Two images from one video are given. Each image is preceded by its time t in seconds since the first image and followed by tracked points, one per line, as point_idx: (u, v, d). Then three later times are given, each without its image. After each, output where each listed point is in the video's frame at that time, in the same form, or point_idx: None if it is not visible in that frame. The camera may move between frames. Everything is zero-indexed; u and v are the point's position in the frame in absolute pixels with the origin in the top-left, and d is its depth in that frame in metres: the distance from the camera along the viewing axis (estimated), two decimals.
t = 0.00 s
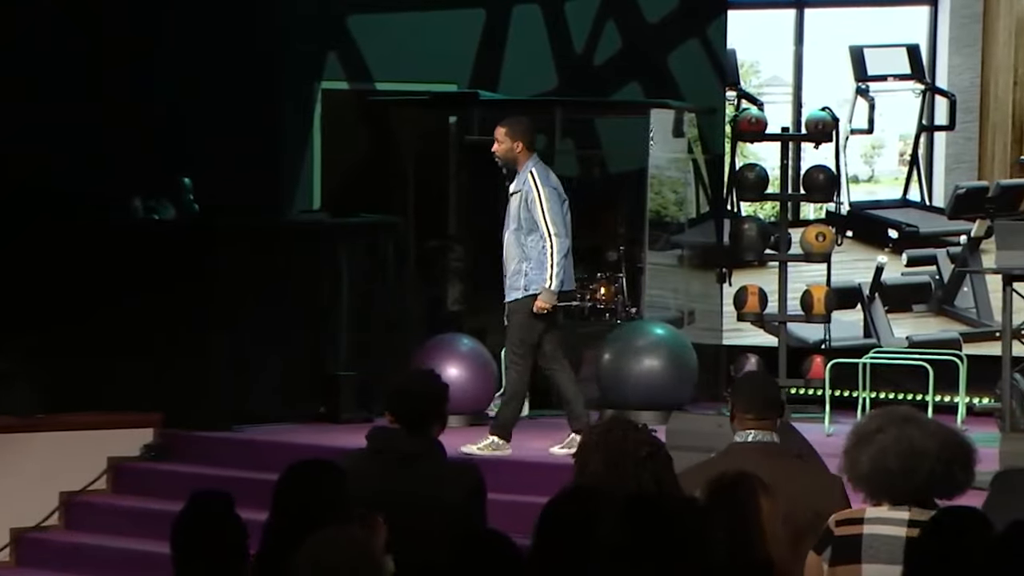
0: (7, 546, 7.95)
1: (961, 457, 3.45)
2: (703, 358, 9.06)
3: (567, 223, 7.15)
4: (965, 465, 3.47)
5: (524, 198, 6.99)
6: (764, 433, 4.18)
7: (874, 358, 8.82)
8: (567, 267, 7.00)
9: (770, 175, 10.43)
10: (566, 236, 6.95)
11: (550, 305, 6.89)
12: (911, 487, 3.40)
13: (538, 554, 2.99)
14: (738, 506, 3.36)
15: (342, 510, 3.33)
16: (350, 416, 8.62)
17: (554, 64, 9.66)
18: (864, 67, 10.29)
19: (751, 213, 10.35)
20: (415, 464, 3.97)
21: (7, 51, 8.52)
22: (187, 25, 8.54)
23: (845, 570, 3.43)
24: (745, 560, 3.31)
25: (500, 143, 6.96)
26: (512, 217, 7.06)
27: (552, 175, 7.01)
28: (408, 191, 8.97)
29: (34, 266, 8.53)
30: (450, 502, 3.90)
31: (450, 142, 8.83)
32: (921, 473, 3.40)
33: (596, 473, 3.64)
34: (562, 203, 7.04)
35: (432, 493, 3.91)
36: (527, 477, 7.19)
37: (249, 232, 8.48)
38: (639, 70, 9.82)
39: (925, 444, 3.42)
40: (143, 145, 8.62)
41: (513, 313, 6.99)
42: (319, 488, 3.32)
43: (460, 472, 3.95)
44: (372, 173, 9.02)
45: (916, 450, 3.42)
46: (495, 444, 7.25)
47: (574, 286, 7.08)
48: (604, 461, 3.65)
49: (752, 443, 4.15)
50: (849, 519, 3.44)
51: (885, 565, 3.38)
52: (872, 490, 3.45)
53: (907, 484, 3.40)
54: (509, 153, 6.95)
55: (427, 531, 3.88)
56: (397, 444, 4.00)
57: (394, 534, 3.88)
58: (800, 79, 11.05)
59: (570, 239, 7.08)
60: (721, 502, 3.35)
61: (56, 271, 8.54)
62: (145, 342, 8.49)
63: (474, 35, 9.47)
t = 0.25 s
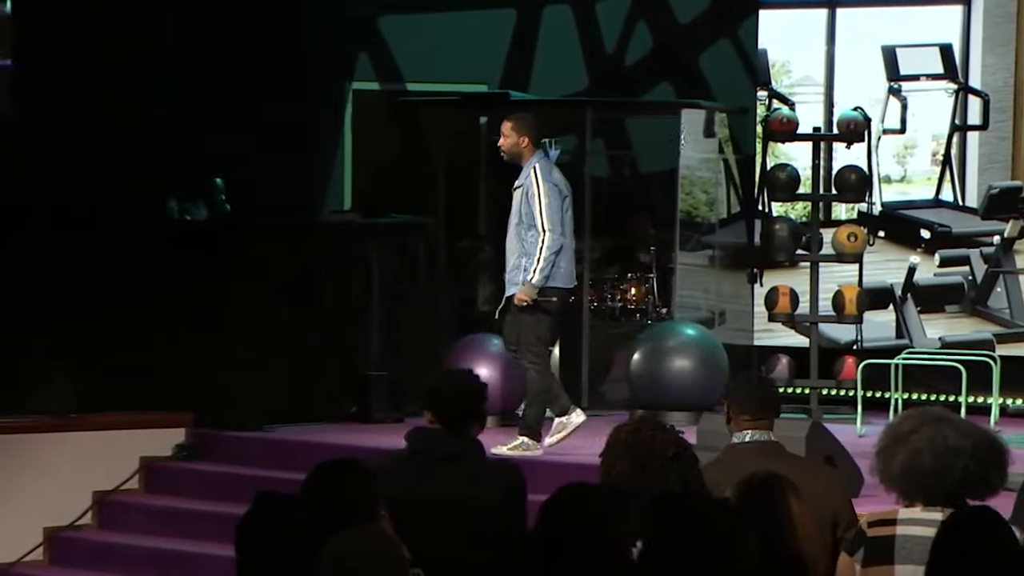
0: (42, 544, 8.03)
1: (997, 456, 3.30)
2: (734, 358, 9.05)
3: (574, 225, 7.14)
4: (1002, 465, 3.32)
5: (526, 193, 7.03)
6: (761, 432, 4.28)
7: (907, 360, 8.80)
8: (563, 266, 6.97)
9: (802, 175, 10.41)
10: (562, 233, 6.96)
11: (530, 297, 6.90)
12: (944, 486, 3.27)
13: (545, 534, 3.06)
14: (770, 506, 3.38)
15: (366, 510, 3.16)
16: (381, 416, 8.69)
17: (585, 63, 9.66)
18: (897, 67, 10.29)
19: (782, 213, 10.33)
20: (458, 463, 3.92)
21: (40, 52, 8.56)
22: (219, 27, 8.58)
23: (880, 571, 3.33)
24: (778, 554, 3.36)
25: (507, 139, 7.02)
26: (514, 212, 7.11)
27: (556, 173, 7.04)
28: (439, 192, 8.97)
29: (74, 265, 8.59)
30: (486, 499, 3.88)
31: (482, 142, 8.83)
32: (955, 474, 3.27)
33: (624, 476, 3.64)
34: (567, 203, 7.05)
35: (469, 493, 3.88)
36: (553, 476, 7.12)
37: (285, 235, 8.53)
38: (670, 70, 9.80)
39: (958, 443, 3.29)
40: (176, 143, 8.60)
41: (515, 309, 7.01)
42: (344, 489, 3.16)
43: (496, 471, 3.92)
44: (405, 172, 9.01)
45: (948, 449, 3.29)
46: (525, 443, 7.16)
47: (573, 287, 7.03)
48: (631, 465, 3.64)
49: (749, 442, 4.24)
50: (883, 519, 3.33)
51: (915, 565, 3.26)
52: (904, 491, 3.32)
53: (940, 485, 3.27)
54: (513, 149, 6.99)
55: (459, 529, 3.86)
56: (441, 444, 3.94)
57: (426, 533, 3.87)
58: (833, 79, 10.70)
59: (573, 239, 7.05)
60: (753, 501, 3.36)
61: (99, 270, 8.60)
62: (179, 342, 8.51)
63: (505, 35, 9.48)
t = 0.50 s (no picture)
0: (69, 543, 8.07)
1: None
2: (760, 359, 9.03)
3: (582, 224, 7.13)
4: None
5: (538, 190, 7.00)
6: (769, 432, 4.34)
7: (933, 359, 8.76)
8: (569, 263, 6.96)
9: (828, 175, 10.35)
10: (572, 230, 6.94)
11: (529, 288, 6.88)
12: (972, 490, 3.23)
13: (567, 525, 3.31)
14: (793, 508, 3.19)
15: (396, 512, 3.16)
16: (406, 416, 8.67)
17: (610, 64, 9.66)
18: (923, 66, 10.22)
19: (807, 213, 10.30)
20: (492, 462, 3.92)
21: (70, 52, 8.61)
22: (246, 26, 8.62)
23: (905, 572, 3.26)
24: (805, 559, 3.17)
25: (513, 137, 7.01)
26: (525, 210, 7.06)
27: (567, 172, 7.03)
28: (463, 191, 9.02)
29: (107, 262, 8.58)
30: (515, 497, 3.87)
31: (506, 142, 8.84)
32: (983, 477, 3.23)
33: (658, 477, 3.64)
34: (577, 202, 7.04)
35: (499, 493, 3.87)
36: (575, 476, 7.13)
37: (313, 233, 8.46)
38: (696, 70, 9.79)
39: (989, 447, 3.25)
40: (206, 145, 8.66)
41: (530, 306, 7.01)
42: (373, 489, 3.16)
43: (525, 470, 3.91)
44: (428, 173, 9.07)
45: (978, 452, 3.25)
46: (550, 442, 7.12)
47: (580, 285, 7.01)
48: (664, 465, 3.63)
49: (757, 443, 4.32)
50: (908, 520, 3.28)
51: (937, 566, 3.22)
52: (932, 491, 3.28)
53: (967, 488, 3.24)
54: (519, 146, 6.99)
55: (487, 528, 3.85)
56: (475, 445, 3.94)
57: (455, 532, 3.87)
58: (860, 78, 10.49)
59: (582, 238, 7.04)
60: (774, 504, 3.20)
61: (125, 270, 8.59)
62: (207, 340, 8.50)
63: (530, 35, 9.51)
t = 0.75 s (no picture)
0: (90, 543, 8.10)
1: None
2: (781, 359, 9.01)
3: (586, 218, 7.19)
4: None
5: (546, 189, 7.01)
6: (786, 434, 4.34)
7: (954, 359, 8.73)
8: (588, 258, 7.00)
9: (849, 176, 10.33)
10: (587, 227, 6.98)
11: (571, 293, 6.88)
12: (995, 492, 3.17)
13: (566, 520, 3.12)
14: (814, 509, 3.21)
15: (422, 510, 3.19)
16: (426, 416, 8.64)
17: (630, 64, 9.67)
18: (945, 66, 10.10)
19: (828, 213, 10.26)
20: (513, 462, 3.93)
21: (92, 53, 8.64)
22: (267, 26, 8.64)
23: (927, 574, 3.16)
24: (825, 561, 3.16)
25: (513, 137, 7.00)
26: (534, 209, 7.04)
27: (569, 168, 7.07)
28: (484, 192, 9.02)
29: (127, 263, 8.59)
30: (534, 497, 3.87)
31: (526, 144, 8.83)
32: (1006, 479, 3.17)
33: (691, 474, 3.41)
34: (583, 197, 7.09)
35: (518, 493, 3.88)
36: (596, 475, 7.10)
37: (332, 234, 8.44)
38: (717, 70, 9.78)
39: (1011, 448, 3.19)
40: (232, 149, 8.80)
41: (541, 304, 6.98)
42: (403, 489, 3.19)
43: (544, 471, 3.91)
44: (450, 175, 9.09)
45: (1001, 454, 3.19)
46: (570, 443, 7.15)
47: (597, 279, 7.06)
48: (699, 462, 3.43)
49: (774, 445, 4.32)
50: (930, 522, 3.17)
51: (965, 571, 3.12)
52: (953, 492, 3.20)
53: (989, 490, 3.17)
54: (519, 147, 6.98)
55: (506, 528, 3.85)
56: (497, 445, 3.95)
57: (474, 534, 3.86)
58: (881, 78, 10.41)
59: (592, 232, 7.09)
60: (796, 506, 3.20)
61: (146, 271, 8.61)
62: (226, 341, 8.48)
63: (551, 36, 9.50)
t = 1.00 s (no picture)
0: (104, 543, 8.12)
1: None
2: (795, 360, 9.01)
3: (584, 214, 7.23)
4: None
5: (554, 185, 7.03)
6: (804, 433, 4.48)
7: (970, 360, 8.71)
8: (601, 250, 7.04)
9: (863, 175, 10.31)
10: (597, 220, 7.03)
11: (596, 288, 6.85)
12: (1005, 497, 3.21)
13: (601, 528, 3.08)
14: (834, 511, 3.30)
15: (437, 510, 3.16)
16: (440, 416, 8.65)
17: (645, 64, 9.68)
18: (960, 66, 10.05)
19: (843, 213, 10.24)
20: (520, 463, 3.92)
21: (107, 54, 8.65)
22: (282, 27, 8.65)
23: None
24: (846, 563, 3.25)
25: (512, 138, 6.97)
26: (545, 207, 7.03)
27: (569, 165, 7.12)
28: (498, 192, 9.02)
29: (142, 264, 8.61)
30: (543, 498, 3.88)
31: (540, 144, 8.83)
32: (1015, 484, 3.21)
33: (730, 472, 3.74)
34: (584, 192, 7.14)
35: (528, 493, 3.88)
36: (611, 475, 7.10)
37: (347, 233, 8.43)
38: (731, 70, 9.79)
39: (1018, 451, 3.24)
40: (248, 149, 8.83)
41: (557, 302, 6.95)
42: (418, 489, 3.20)
43: (554, 471, 3.92)
44: (464, 175, 9.08)
45: (1007, 458, 3.23)
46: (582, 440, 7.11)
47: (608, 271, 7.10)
48: (740, 458, 3.76)
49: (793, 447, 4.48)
50: (943, 523, 3.23)
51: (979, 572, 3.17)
52: (962, 495, 3.25)
53: (998, 496, 3.21)
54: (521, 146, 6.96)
55: (515, 528, 3.86)
56: (503, 444, 3.95)
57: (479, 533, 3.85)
58: (896, 77, 10.34)
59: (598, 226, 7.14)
60: (814, 508, 3.29)
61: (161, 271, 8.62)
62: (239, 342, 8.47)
63: (566, 36, 9.52)
